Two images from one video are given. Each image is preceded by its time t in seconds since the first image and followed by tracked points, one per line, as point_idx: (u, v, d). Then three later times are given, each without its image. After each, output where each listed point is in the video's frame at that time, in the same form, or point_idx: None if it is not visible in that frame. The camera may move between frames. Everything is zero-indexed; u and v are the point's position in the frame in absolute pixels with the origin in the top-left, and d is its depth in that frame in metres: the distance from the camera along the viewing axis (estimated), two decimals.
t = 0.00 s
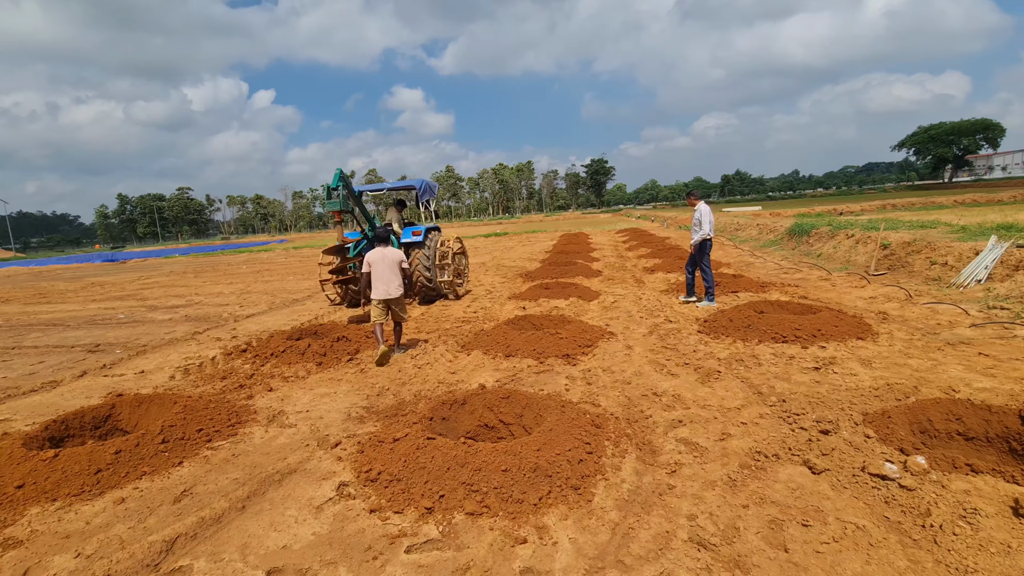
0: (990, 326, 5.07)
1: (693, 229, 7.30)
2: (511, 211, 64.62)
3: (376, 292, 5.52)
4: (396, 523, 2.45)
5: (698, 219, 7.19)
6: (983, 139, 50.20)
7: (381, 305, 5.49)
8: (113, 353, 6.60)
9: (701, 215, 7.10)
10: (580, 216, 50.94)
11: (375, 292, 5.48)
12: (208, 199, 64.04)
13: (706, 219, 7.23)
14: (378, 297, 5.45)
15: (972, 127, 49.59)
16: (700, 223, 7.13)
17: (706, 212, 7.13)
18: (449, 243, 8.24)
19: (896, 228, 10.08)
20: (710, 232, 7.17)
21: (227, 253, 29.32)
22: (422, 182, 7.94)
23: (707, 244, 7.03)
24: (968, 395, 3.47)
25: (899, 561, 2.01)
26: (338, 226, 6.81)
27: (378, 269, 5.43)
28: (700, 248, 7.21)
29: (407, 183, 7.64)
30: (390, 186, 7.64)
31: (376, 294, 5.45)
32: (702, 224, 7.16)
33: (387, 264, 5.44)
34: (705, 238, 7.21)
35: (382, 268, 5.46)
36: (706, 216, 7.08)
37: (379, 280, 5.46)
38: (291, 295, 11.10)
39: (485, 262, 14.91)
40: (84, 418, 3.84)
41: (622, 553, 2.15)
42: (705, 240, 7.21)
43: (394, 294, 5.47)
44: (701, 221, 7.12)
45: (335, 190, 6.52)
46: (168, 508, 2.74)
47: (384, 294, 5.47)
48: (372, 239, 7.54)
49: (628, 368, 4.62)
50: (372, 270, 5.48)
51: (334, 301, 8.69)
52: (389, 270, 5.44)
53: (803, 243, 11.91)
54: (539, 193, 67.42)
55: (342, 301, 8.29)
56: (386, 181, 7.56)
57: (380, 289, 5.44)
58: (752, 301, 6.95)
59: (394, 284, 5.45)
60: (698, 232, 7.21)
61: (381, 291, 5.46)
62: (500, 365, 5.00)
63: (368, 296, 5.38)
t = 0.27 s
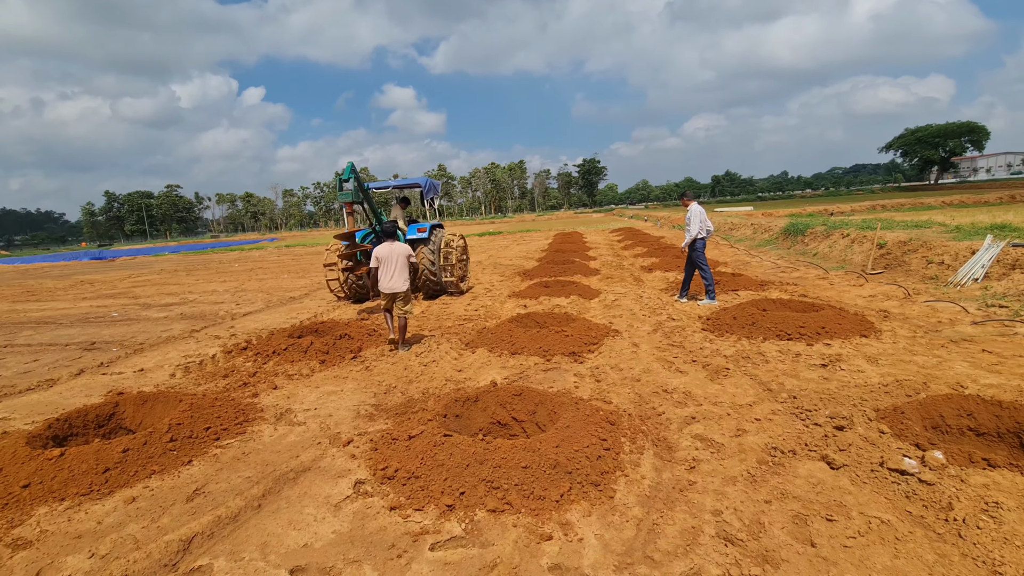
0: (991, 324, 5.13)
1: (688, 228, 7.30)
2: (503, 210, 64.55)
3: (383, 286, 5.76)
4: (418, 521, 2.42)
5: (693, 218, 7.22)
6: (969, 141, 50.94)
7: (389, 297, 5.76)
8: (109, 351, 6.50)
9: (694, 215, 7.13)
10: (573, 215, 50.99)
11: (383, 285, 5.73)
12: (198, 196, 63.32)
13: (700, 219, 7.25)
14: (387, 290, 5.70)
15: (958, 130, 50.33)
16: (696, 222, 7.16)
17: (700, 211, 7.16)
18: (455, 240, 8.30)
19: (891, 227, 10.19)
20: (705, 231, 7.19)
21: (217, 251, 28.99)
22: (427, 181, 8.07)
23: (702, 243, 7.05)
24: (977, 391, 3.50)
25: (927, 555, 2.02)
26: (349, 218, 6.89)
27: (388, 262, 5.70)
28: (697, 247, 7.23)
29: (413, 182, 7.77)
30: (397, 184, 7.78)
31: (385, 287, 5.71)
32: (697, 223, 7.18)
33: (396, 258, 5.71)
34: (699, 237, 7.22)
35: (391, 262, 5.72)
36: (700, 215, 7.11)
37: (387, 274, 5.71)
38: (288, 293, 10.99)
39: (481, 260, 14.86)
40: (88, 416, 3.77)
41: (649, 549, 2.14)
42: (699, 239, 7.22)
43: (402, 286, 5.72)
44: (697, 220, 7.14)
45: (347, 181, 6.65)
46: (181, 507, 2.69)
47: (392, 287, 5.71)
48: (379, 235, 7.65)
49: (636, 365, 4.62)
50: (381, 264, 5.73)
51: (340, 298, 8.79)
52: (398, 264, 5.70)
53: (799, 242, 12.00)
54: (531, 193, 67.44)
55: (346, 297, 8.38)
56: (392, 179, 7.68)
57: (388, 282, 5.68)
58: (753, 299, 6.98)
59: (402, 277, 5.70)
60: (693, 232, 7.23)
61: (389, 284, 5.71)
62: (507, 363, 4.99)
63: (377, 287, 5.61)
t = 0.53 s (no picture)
0: (988, 329, 5.18)
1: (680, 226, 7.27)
2: (497, 209, 64.46)
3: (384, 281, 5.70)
4: (428, 516, 2.37)
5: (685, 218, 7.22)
6: (957, 151, 51.74)
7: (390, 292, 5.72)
8: (100, 341, 6.36)
9: (686, 215, 7.11)
10: (566, 215, 51.06)
11: (383, 280, 5.66)
12: (187, 187, 62.54)
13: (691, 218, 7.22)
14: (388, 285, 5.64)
15: (946, 140, 51.09)
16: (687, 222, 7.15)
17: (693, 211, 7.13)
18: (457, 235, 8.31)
19: (886, 233, 10.29)
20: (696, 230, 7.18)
21: (207, 243, 28.69)
22: (430, 177, 8.17)
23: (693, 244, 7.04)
24: (982, 395, 3.52)
25: (947, 557, 2.01)
26: (356, 210, 6.91)
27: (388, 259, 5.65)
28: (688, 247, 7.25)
29: (418, 177, 7.84)
30: (400, 179, 7.84)
31: (386, 283, 5.64)
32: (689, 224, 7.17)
33: (397, 253, 5.63)
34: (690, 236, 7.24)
35: (392, 257, 5.65)
36: (691, 216, 7.10)
37: (388, 268, 5.64)
38: (281, 286, 10.85)
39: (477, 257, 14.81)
40: (81, 405, 3.67)
41: (667, 548, 2.11)
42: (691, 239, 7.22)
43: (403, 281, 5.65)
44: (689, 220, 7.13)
45: (355, 174, 6.67)
46: (182, 500, 2.61)
47: (394, 282, 5.64)
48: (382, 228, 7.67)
49: (640, 364, 4.59)
50: (382, 259, 5.66)
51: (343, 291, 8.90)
52: (399, 259, 5.64)
53: (794, 246, 12.09)
54: (524, 193, 67.43)
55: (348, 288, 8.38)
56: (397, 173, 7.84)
57: (390, 277, 5.62)
58: (752, 301, 7.00)
59: (404, 272, 5.64)
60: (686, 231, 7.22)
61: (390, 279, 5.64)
62: (509, 359, 4.94)
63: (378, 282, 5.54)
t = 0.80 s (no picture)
0: (989, 328, 5.19)
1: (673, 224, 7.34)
2: (487, 209, 64.36)
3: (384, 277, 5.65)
4: (445, 523, 2.28)
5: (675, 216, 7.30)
6: (940, 154, 52.65)
7: (390, 289, 5.66)
8: (88, 342, 6.17)
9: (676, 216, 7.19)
10: (556, 216, 51.11)
11: (383, 277, 5.61)
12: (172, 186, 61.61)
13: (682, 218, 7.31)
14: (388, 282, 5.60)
15: (930, 144, 51.99)
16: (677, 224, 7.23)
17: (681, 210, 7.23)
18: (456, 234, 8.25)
19: (879, 233, 10.36)
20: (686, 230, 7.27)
21: (193, 243, 28.25)
22: (430, 176, 8.11)
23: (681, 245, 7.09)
24: (993, 393, 3.51)
25: (982, 559, 1.96)
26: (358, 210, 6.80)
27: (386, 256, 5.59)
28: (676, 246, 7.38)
29: (418, 176, 7.77)
30: (400, 178, 7.76)
31: (385, 280, 5.60)
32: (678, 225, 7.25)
33: (395, 250, 5.55)
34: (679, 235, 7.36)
35: (390, 254, 5.57)
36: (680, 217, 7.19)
37: (388, 266, 5.58)
38: (273, 285, 10.67)
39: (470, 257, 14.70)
40: (73, 408, 3.52)
41: (696, 553, 2.05)
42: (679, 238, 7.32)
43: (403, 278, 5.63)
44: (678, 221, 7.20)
45: (356, 174, 6.57)
46: (183, 507, 2.49)
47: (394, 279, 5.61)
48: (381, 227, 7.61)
49: (647, 363, 4.53)
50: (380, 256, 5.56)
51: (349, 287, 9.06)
52: (398, 257, 5.58)
53: (787, 246, 12.14)
54: (515, 193, 67.41)
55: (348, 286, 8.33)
56: (397, 172, 7.79)
57: (390, 275, 5.57)
58: (752, 300, 6.98)
59: (403, 268, 5.61)
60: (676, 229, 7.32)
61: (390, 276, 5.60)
62: (512, 360, 4.85)
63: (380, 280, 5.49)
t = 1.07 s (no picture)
0: (999, 338, 5.18)
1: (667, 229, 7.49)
2: (485, 209, 64.29)
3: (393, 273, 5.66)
4: (467, 528, 2.21)
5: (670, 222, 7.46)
6: (935, 164, 53.07)
7: (399, 285, 5.65)
8: (86, 335, 6.05)
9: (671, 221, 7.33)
10: (553, 217, 51.11)
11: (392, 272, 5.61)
12: (168, 178, 61.19)
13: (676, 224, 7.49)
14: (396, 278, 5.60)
15: (925, 154, 52.41)
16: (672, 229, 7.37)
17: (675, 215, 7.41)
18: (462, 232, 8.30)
19: (881, 241, 10.39)
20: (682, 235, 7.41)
21: (189, 236, 28.04)
22: (437, 174, 8.11)
23: (676, 251, 7.15)
24: (1011, 405, 3.48)
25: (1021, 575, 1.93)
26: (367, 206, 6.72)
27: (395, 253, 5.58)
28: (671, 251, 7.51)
29: (426, 175, 7.77)
30: (408, 176, 7.75)
31: (393, 276, 5.59)
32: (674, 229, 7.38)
33: (403, 246, 5.52)
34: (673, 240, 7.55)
35: (399, 250, 5.56)
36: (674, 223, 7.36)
37: (396, 261, 5.57)
38: (273, 281, 10.55)
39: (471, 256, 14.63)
40: (76, 403, 3.43)
41: (729, 564, 2.00)
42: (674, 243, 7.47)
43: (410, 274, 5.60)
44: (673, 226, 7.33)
45: (366, 170, 6.50)
46: (194, 508, 2.41)
47: (402, 275, 5.60)
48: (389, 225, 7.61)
49: (659, 367, 4.48)
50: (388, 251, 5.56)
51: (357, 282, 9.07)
52: (405, 253, 5.52)
53: (789, 252, 12.15)
54: (512, 194, 67.40)
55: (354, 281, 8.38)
56: (406, 170, 7.76)
57: (397, 271, 5.55)
58: (758, 305, 6.95)
59: (411, 264, 5.57)
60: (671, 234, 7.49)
61: (398, 272, 5.59)
62: (522, 361, 4.78)
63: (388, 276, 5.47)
